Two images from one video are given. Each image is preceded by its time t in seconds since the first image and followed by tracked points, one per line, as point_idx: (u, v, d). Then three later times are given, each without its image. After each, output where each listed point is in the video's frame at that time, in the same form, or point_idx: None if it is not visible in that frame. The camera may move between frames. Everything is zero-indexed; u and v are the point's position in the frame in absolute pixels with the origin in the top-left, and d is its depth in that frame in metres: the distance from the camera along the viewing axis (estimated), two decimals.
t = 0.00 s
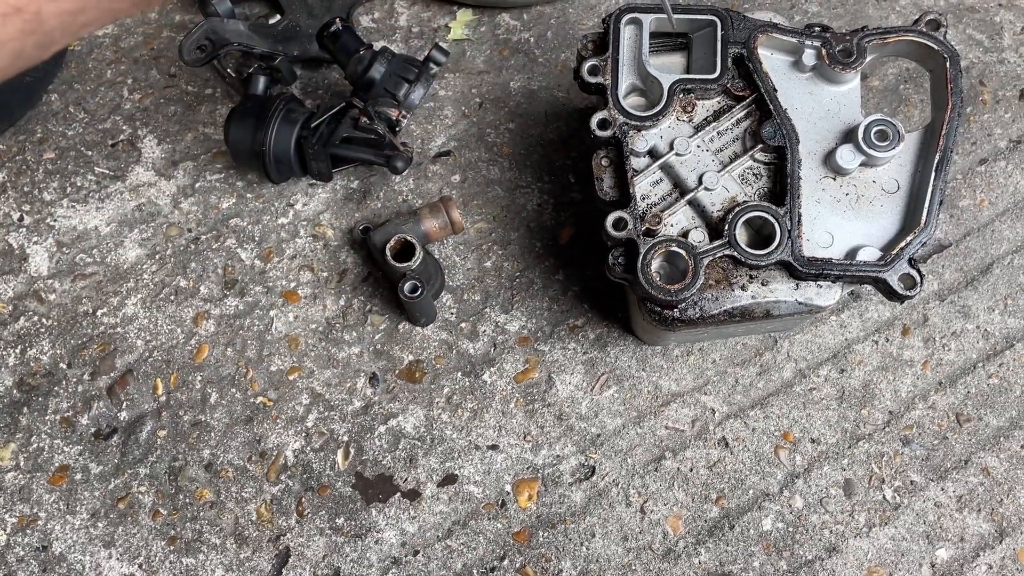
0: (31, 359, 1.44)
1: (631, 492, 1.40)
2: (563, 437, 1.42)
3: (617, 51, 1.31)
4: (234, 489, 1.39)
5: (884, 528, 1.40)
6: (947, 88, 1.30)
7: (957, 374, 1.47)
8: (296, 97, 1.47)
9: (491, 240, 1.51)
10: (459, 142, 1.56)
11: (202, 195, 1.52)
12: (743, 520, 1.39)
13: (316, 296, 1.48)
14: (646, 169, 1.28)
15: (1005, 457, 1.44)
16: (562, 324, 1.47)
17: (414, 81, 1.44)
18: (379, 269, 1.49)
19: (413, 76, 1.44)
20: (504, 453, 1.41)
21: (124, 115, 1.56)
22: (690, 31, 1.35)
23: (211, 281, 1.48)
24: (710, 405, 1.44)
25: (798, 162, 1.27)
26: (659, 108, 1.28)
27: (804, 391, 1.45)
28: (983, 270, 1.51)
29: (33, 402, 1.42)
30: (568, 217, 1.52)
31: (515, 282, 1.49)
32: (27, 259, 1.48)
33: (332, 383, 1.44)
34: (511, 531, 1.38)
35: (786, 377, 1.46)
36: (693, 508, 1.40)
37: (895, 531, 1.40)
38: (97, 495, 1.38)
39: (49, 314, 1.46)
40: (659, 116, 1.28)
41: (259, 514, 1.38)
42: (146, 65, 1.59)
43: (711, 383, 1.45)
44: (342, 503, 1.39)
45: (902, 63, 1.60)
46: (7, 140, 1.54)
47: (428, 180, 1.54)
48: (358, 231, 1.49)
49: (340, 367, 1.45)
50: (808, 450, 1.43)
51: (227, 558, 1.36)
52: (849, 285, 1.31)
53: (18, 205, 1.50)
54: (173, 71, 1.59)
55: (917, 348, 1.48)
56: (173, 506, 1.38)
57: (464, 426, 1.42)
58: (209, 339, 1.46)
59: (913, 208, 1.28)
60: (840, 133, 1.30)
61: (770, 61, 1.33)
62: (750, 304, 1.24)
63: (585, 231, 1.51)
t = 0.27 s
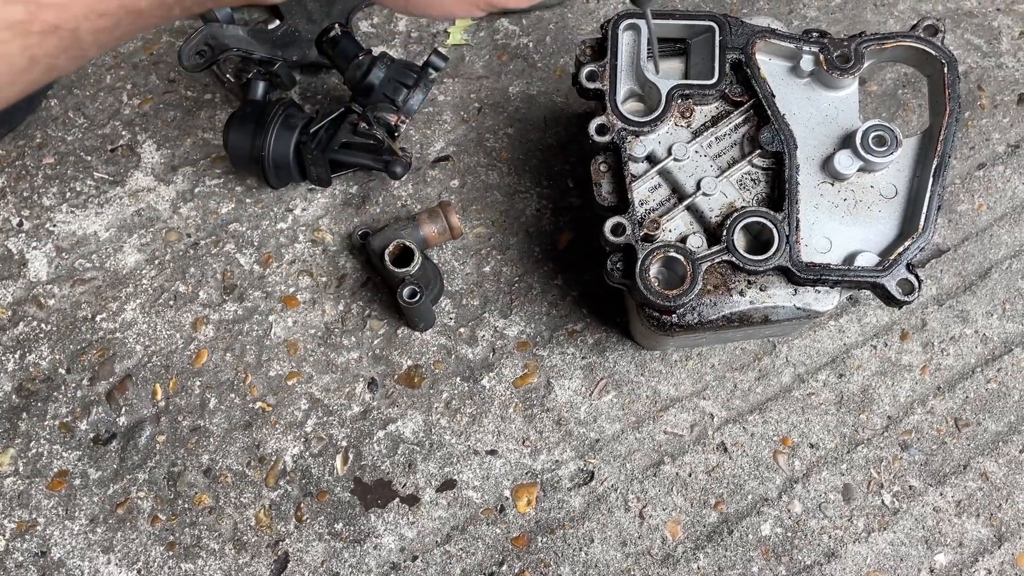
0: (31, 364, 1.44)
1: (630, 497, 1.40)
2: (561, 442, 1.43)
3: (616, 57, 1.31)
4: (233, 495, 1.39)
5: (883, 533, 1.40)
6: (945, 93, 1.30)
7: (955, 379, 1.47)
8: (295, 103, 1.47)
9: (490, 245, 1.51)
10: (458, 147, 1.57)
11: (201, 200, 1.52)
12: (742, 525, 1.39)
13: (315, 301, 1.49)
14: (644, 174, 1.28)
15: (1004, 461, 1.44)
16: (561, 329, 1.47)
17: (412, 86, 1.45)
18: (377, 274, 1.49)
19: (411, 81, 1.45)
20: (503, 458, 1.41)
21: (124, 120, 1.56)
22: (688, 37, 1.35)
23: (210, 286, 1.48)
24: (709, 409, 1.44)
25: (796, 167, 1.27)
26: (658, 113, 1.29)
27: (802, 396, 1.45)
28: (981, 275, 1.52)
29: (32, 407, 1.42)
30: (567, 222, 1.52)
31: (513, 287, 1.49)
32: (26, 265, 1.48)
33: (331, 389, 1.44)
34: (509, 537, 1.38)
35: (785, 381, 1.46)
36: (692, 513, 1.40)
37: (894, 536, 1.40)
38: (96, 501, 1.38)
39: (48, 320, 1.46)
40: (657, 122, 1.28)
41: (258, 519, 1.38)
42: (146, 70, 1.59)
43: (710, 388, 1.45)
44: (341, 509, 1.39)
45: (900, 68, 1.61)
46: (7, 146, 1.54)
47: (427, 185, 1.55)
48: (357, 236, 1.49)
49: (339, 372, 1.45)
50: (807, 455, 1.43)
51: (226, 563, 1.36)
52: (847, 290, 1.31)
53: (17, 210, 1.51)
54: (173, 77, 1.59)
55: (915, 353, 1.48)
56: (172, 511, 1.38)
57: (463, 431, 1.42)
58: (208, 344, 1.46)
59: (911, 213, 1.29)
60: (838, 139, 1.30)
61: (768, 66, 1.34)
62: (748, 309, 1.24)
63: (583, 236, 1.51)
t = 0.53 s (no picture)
0: (32, 367, 1.44)
1: (631, 499, 1.40)
2: (563, 444, 1.43)
3: (616, 60, 1.32)
4: (234, 497, 1.39)
5: (884, 535, 1.40)
6: (945, 96, 1.31)
7: (955, 381, 1.47)
8: (296, 106, 1.48)
9: (491, 248, 1.52)
10: (459, 150, 1.57)
11: (203, 203, 1.53)
12: (743, 527, 1.39)
13: (316, 303, 1.49)
14: (645, 177, 1.29)
15: (1005, 463, 1.44)
16: (562, 332, 1.47)
17: (413, 88, 1.46)
18: (379, 276, 1.49)
19: (412, 84, 1.46)
20: (505, 460, 1.41)
21: (125, 123, 1.56)
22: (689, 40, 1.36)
23: (212, 288, 1.49)
24: (710, 412, 1.45)
25: (796, 170, 1.28)
26: (658, 116, 1.29)
27: (803, 398, 1.46)
28: (982, 277, 1.52)
29: (33, 410, 1.42)
30: (568, 225, 1.52)
31: (514, 290, 1.50)
32: (28, 268, 1.49)
33: (332, 391, 1.44)
34: (511, 539, 1.38)
35: (785, 384, 1.46)
36: (693, 515, 1.40)
37: (895, 538, 1.40)
38: (97, 503, 1.38)
39: (49, 322, 1.46)
40: (658, 124, 1.29)
41: (259, 522, 1.38)
42: (147, 74, 1.59)
43: (711, 391, 1.46)
44: (342, 511, 1.39)
45: (900, 71, 1.61)
46: (9, 149, 1.54)
47: (428, 188, 1.55)
48: (358, 239, 1.49)
49: (340, 374, 1.45)
50: (807, 457, 1.43)
51: (227, 566, 1.36)
52: (848, 292, 1.31)
53: (19, 213, 1.51)
54: (174, 80, 1.60)
55: (916, 355, 1.48)
56: (173, 514, 1.38)
57: (464, 433, 1.43)
58: (209, 346, 1.46)
59: (911, 215, 1.29)
60: (838, 141, 1.31)
61: (768, 70, 1.34)
62: (749, 311, 1.25)
63: (584, 239, 1.51)
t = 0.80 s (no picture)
0: (33, 367, 1.44)
1: (634, 499, 1.39)
2: (565, 445, 1.42)
3: (619, 59, 1.31)
4: (236, 498, 1.39)
5: (887, 535, 1.39)
6: (949, 95, 1.30)
7: (959, 381, 1.47)
8: (297, 106, 1.47)
9: (493, 248, 1.51)
10: (461, 150, 1.57)
11: (204, 204, 1.52)
12: (746, 528, 1.39)
13: (318, 304, 1.49)
14: (648, 176, 1.28)
15: (1008, 463, 1.44)
16: (565, 332, 1.47)
17: (415, 88, 1.47)
18: (381, 276, 1.49)
19: (414, 84, 1.47)
20: (507, 460, 1.41)
21: (126, 123, 1.56)
22: (691, 39, 1.35)
23: (214, 289, 1.48)
24: (713, 412, 1.44)
25: (800, 169, 1.27)
26: (661, 115, 1.29)
27: (806, 398, 1.45)
28: (985, 277, 1.52)
29: (35, 411, 1.42)
30: (570, 225, 1.52)
31: (517, 290, 1.49)
32: (29, 268, 1.48)
33: (334, 392, 1.44)
34: (513, 540, 1.37)
35: (789, 384, 1.46)
36: (696, 516, 1.39)
37: (898, 539, 1.39)
38: (99, 505, 1.38)
39: (51, 323, 1.46)
40: (661, 124, 1.28)
41: (261, 523, 1.38)
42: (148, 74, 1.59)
43: (714, 391, 1.45)
44: (344, 512, 1.38)
45: (902, 71, 1.61)
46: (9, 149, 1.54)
47: (430, 188, 1.55)
48: (360, 239, 1.49)
49: (342, 375, 1.45)
50: (811, 457, 1.42)
51: (229, 567, 1.36)
52: (852, 292, 1.31)
53: (20, 213, 1.51)
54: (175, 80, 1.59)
55: (919, 355, 1.48)
56: (175, 515, 1.38)
57: (467, 434, 1.42)
58: (211, 347, 1.46)
59: (915, 215, 1.28)
60: (842, 141, 1.30)
61: (771, 69, 1.34)
62: (752, 311, 1.24)
63: (586, 239, 1.51)
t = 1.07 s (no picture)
0: (31, 371, 1.44)
1: (630, 502, 1.40)
2: (561, 448, 1.43)
3: (614, 63, 1.32)
4: (233, 501, 1.39)
5: (882, 538, 1.40)
6: (943, 99, 1.31)
7: (954, 385, 1.47)
8: (294, 110, 1.48)
9: (489, 251, 1.52)
10: (457, 153, 1.57)
11: (201, 207, 1.53)
12: (742, 531, 1.39)
13: (314, 307, 1.49)
14: (643, 180, 1.29)
15: (1003, 467, 1.44)
16: (561, 335, 1.47)
17: (412, 92, 1.45)
18: (377, 280, 1.49)
19: (410, 87, 1.45)
20: (503, 464, 1.41)
21: (124, 127, 1.56)
22: (687, 43, 1.36)
23: (211, 292, 1.49)
24: (708, 415, 1.45)
25: (794, 173, 1.28)
26: (657, 119, 1.29)
27: (802, 401, 1.46)
28: (980, 280, 1.52)
29: (32, 414, 1.42)
30: (566, 228, 1.52)
31: (513, 293, 1.50)
32: (26, 272, 1.49)
33: (331, 395, 1.44)
34: (509, 543, 1.38)
35: (784, 387, 1.46)
36: (692, 519, 1.40)
37: (894, 542, 1.40)
38: (96, 508, 1.38)
39: (48, 327, 1.46)
40: (656, 128, 1.28)
41: (257, 526, 1.38)
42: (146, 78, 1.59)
43: (709, 394, 1.45)
44: (340, 515, 1.39)
45: (898, 75, 1.61)
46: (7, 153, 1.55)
47: (427, 191, 1.55)
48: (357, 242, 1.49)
49: (339, 378, 1.45)
50: (806, 460, 1.43)
51: (226, 570, 1.36)
52: (847, 296, 1.31)
53: (18, 217, 1.51)
54: (173, 84, 1.60)
55: (914, 358, 1.48)
56: (172, 518, 1.38)
57: (463, 437, 1.43)
58: (207, 350, 1.46)
59: (909, 218, 1.29)
60: (836, 145, 1.31)
61: (765, 73, 1.34)
62: (747, 315, 1.24)
63: (583, 243, 1.51)
